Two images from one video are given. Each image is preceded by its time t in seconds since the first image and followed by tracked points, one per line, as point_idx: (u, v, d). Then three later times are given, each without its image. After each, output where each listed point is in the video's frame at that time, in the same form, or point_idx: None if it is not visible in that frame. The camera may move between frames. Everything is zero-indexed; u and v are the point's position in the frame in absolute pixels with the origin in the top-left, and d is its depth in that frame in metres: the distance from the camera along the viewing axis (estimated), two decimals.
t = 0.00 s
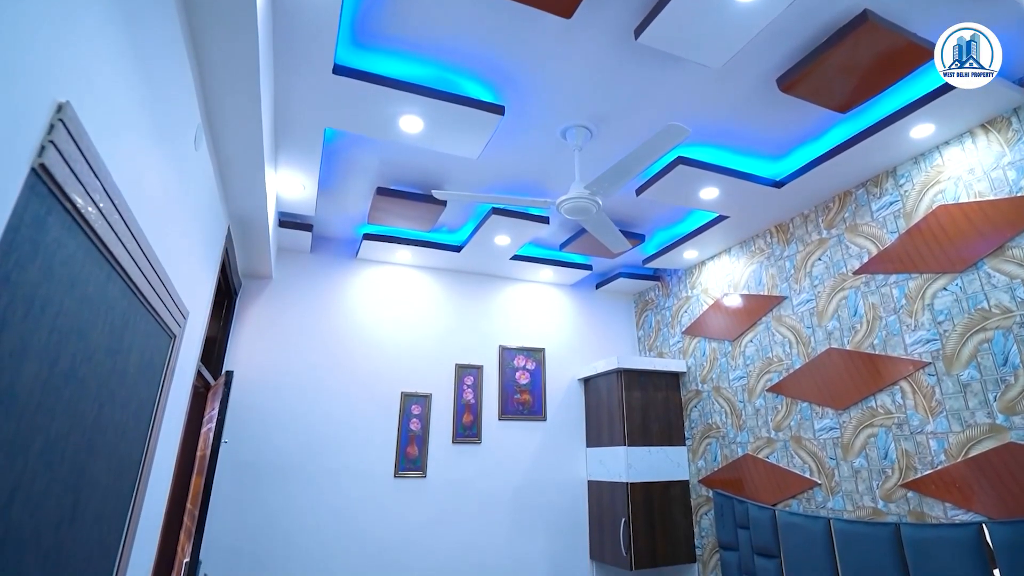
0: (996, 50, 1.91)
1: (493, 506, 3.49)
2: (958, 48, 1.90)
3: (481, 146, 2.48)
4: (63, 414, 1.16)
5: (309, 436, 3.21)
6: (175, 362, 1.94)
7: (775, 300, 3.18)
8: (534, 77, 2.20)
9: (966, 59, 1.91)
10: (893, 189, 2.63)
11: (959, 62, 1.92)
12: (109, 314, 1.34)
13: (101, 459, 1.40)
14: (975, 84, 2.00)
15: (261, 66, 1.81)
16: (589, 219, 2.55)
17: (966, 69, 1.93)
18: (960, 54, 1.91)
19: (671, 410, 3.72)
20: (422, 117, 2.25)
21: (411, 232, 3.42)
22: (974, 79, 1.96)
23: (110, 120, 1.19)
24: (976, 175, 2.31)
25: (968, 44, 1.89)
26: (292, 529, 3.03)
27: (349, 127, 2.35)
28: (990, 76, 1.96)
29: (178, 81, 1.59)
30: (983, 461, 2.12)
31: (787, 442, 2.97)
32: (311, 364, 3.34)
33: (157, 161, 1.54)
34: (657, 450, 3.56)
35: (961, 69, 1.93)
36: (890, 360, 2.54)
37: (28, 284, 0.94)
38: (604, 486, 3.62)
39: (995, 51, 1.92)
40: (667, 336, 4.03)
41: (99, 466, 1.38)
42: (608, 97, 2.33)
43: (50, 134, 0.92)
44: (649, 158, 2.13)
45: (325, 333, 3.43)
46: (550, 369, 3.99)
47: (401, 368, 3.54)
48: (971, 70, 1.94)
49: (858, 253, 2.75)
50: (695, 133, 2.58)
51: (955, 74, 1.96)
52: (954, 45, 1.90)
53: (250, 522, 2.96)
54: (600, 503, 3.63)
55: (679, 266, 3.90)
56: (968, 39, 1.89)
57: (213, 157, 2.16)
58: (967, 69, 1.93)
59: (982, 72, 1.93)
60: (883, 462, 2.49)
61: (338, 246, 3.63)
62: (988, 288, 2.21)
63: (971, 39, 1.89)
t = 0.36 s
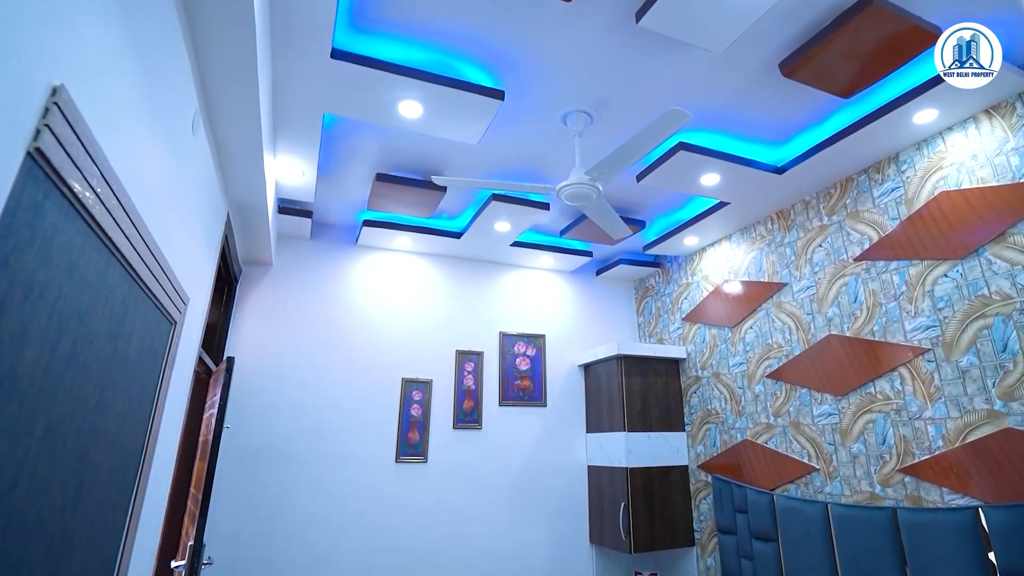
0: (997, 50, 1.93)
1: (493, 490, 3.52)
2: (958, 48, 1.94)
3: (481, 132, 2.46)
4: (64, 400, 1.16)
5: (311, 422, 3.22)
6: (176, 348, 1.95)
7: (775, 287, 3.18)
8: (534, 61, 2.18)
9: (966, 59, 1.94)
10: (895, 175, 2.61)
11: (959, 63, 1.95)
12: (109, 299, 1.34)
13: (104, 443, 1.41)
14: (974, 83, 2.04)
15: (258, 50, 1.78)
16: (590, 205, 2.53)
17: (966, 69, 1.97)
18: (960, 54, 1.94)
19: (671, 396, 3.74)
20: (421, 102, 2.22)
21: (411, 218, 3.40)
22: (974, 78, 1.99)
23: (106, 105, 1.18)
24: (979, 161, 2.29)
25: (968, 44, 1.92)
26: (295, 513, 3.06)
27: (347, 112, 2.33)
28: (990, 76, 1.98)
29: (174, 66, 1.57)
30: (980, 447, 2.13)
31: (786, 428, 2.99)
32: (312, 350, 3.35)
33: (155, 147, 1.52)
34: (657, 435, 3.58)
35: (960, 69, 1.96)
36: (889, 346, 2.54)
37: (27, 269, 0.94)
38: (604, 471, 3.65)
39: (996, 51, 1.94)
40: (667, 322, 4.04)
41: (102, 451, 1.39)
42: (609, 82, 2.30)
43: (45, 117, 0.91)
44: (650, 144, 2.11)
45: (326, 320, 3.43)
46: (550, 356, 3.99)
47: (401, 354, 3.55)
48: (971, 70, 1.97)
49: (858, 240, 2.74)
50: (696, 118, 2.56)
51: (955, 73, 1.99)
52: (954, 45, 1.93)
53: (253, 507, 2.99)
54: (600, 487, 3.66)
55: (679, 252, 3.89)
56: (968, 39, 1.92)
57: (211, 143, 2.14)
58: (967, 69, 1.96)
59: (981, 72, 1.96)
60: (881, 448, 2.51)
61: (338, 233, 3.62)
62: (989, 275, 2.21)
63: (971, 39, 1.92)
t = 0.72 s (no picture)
0: (997, 49, 1.97)
1: (494, 474, 3.55)
2: (958, 49, 1.98)
3: (480, 117, 2.45)
4: (68, 384, 1.16)
5: (312, 407, 3.24)
6: (178, 333, 1.95)
7: (775, 273, 3.18)
8: (534, 45, 2.16)
9: (966, 59, 1.99)
10: (897, 160, 2.60)
11: (959, 63, 1.99)
12: (110, 285, 1.34)
13: (108, 428, 1.42)
14: (974, 83, 2.10)
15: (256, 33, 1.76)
16: (590, 190, 2.52)
17: (966, 69, 2.01)
18: (960, 54, 1.99)
19: (671, 380, 3.76)
20: (421, 86, 2.20)
21: (411, 203, 3.39)
22: (975, 78, 2.05)
23: (103, 89, 1.17)
24: (982, 146, 2.27)
25: (969, 44, 1.97)
26: (298, 497, 3.10)
27: (346, 96, 2.31)
28: (990, 75, 2.04)
29: (171, 50, 1.56)
30: (977, 431, 2.15)
31: (784, 413, 3.01)
32: (313, 336, 3.36)
33: (153, 131, 1.51)
34: (657, 420, 3.61)
35: (961, 69, 2.00)
36: (888, 331, 2.55)
37: (27, 255, 0.93)
38: (604, 455, 3.68)
39: (996, 51, 1.98)
40: (668, 307, 4.05)
41: (106, 435, 1.40)
42: (610, 65, 2.28)
43: (42, 102, 0.90)
44: (652, 128, 2.09)
45: (326, 305, 3.43)
46: (550, 341, 4.01)
47: (402, 340, 3.56)
48: (972, 70, 2.01)
49: (859, 225, 2.74)
50: (698, 102, 2.54)
51: (955, 73, 2.03)
52: (954, 45, 1.98)
53: (257, 490, 3.02)
54: (600, 471, 3.70)
55: (679, 238, 3.88)
56: (968, 39, 1.97)
57: (210, 128, 2.13)
58: (967, 69, 2.01)
59: (982, 72, 2.02)
60: (878, 432, 2.53)
61: (338, 218, 3.61)
62: (989, 260, 2.20)
63: (971, 39, 1.96)
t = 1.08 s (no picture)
0: (997, 49, 2.03)
1: (495, 454, 3.59)
2: (958, 49, 2.02)
3: (480, 97, 2.42)
4: (70, 365, 1.17)
5: (314, 388, 3.26)
6: (180, 315, 1.96)
7: (775, 254, 3.18)
8: (534, 23, 2.12)
9: (967, 59, 2.05)
10: (899, 142, 2.58)
11: (959, 63, 2.05)
12: (110, 266, 1.33)
13: (112, 408, 1.43)
14: (975, 83, 2.15)
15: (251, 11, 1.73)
16: (590, 171, 2.51)
17: (966, 69, 2.07)
18: (960, 54, 2.03)
19: (671, 361, 3.78)
20: (419, 65, 2.18)
21: (411, 184, 3.37)
22: (975, 78, 2.11)
23: (97, 68, 1.15)
24: (986, 127, 2.25)
25: (969, 44, 2.01)
26: (301, 475, 3.13)
27: (344, 76, 2.28)
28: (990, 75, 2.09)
29: (165, 28, 1.53)
30: (973, 412, 2.17)
31: (783, 393, 3.03)
32: (314, 317, 3.36)
33: (149, 112, 1.50)
34: (656, 400, 3.64)
35: (961, 69, 2.07)
36: (887, 313, 2.56)
37: (26, 236, 0.93)
38: (603, 434, 3.72)
39: (996, 51, 2.04)
40: (668, 289, 4.05)
41: (110, 415, 1.41)
42: (611, 44, 2.24)
43: (36, 81, 0.89)
44: (653, 109, 2.07)
45: (326, 287, 3.43)
46: (550, 323, 4.02)
47: (403, 321, 3.57)
48: (972, 70, 2.08)
49: (860, 207, 2.73)
50: (699, 82, 2.52)
51: (956, 73, 2.10)
52: (954, 45, 2.02)
53: (261, 469, 3.06)
54: (599, 450, 3.74)
55: (680, 219, 3.87)
56: (968, 40, 2.00)
57: (207, 109, 2.11)
58: (967, 69, 2.07)
59: (982, 72, 2.07)
60: (875, 412, 2.55)
61: (338, 199, 3.59)
62: (989, 243, 2.20)
63: (971, 39, 2.00)
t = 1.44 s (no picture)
0: (996, 50, 2.15)
1: (495, 431, 3.64)
2: (958, 49, 2.14)
3: (479, 74, 2.39)
4: (74, 342, 1.18)
5: (315, 366, 3.29)
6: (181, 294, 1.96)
7: (775, 233, 3.17)
8: None
9: (966, 58, 2.16)
10: (902, 120, 2.55)
11: (960, 62, 2.17)
12: (110, 245, 1.33)
13: (116, 385, 1.44)
14: (976, 84, 2.26)
15: None
16: (591, 149, 2.49)
17: (966, 68, 2.18)
18: (960, 54, 2.15)
19: (670, 339, 3.81)
20: (417, 42, 2.14)
21: (410, 163, 3.34)
22: (976, 78, 2.22)
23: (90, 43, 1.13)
24: (990, 105, 2.23)
25: (968, 44, 2.13)
26: (305, 452, 3.17)
27: (341, 53, 2.25)
28: (991, 75, 2.20)
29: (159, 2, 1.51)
30: (968, 390, 2.19)
31: (781, 371, 3.05)
32: (314, 296, 3.37)
33: (145, 88, 1.48)
34: (655, 378, 3.67)
35: (961, 68, 2.18)
36: (886, 292, 2.56)
37: (24, 214, 0.93)
38: (603, 411, 3.76)
39: (995, 51, 2.15)
40: (667, 268, 4.05)
41: (114, 392, 1.43)
42: (613, 19, 2.21)
43: (27, 58, 0.88)
44: (655, 86, 2.05)
45: (326, 266, 3.43)
46: (550, 301, 4.03)
47: (403, 300, 3.57)
48: (971, 69, 2.19)
49: (862, 186, 2.72)
50: (701, 59, 2.48)
51: (957, 72, 2.21)
52: (954, 45, 2.13)
53: (264, 445, 3.09)
54: (599, 427, 3.78)
55: (680, 198, 3.85)
56: (968, 40, 2.12)
57: (204, 86, 2.08)
58: (968, 69, 2.18)
59: (981, 71, 2.18)
60: (872, 390, 2.58)
61: (337, 177, 3.57)
62: (990, 222, 2.20)
63: (970, 39, 2.12)
